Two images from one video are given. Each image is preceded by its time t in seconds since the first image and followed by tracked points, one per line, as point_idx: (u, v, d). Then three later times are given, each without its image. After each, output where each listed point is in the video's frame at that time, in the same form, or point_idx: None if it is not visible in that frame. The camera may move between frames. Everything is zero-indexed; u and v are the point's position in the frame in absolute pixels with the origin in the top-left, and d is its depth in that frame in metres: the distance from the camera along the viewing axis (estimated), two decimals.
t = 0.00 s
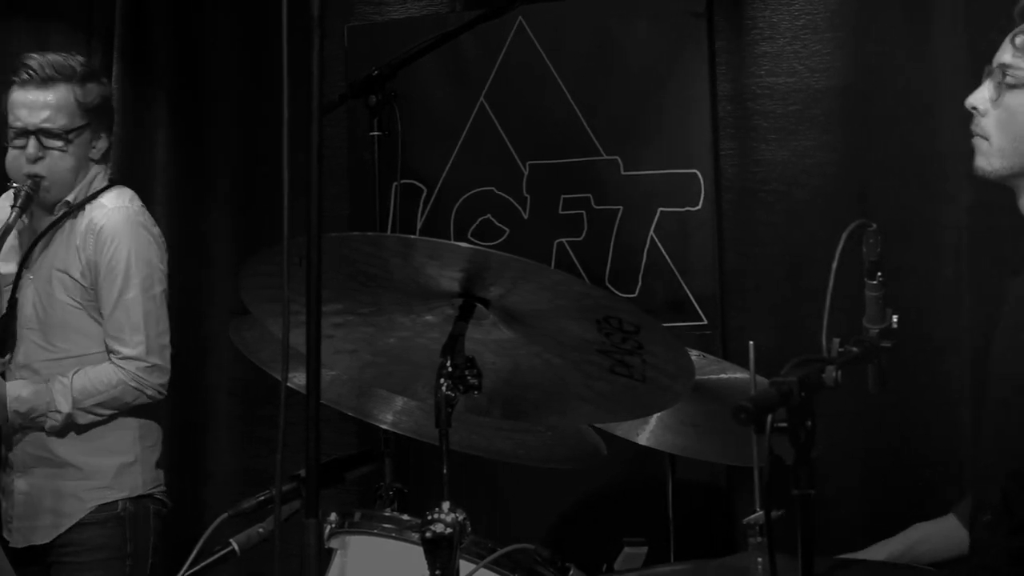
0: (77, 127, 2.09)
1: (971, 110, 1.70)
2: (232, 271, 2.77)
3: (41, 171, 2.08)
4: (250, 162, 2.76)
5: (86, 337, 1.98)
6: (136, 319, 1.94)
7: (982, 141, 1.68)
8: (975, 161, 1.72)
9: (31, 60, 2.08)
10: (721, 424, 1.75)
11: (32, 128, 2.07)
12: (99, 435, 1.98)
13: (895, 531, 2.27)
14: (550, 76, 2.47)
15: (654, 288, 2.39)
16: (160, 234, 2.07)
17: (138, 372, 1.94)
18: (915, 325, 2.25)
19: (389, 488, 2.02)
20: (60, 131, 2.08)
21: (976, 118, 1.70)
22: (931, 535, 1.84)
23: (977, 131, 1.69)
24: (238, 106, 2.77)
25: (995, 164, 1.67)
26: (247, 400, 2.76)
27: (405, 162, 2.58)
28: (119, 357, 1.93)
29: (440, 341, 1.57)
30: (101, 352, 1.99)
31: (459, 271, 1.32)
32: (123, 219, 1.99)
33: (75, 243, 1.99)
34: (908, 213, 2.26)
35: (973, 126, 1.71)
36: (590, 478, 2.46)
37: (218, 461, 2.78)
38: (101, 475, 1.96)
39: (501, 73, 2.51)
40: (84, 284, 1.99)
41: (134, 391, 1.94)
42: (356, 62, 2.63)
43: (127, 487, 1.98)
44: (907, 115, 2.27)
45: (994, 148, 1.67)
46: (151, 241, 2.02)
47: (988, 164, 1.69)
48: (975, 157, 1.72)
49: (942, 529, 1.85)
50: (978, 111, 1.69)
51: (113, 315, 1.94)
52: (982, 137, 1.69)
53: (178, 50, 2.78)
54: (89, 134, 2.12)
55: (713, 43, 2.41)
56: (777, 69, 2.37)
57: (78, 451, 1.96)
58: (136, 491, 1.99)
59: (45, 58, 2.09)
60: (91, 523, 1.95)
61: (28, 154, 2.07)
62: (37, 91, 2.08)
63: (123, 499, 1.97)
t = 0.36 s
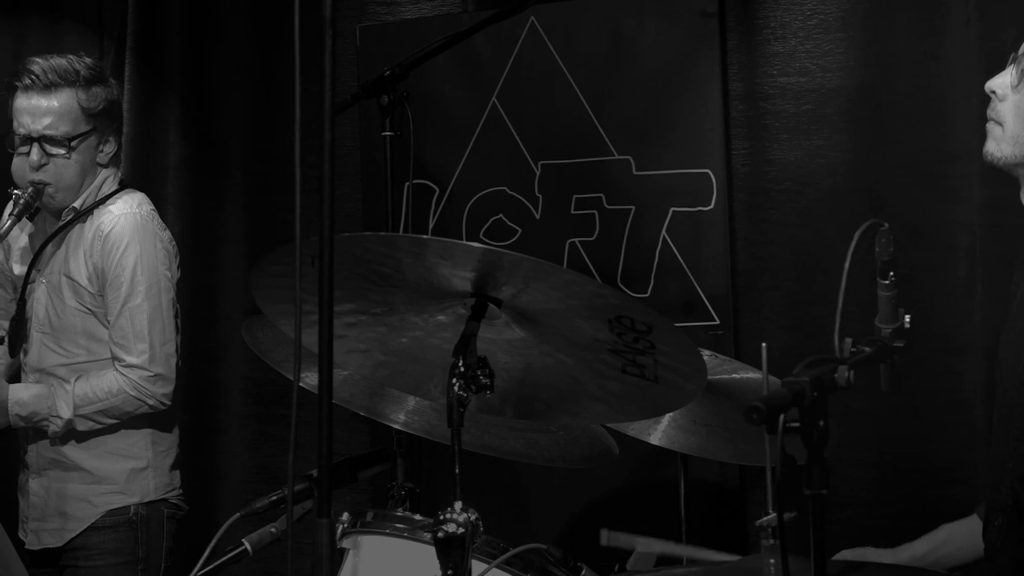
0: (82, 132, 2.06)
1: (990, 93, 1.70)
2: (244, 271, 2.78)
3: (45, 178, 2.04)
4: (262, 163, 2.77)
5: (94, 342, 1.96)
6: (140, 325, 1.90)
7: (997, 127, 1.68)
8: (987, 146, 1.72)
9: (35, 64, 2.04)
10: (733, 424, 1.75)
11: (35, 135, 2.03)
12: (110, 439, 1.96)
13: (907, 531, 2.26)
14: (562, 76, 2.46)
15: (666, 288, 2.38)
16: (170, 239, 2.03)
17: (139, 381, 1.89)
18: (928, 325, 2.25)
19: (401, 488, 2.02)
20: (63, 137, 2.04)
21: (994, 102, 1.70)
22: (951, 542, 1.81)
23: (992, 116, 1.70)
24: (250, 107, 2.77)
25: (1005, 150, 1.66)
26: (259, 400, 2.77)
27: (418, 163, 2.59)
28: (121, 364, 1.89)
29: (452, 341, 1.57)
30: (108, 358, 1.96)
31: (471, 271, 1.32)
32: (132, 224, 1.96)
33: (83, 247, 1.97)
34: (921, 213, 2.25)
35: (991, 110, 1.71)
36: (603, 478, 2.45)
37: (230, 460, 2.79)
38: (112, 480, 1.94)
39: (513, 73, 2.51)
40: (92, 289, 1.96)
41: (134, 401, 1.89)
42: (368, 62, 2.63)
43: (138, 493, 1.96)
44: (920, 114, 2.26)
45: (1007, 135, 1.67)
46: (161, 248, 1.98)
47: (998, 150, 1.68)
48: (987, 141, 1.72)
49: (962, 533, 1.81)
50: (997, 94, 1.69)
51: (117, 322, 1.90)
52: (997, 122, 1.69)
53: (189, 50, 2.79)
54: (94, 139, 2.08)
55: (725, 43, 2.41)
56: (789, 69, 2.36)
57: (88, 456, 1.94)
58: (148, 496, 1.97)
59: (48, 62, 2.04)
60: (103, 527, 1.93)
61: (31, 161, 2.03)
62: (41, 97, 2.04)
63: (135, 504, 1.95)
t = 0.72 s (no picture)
0: (72, 136, 2.02)
1: (990, 105, 1.65)
2: (257, 271, 2.78)
3: (41, 185, 2.01)
4: (275, 164, 2.78)
5: (107, 344, 1.93)
6: (155, 321, 1.88)
7: (1002, 138, 1.64)
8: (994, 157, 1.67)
9: (19, 73, 1.99)
10: (746, 425, 1.75)
11: (27, 143, 1.99)
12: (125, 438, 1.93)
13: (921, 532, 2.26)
14: (575, 76, 2.46)
15: (680, 288, 2.38)
16: (174, 232, 2.00)
17: (158, 376, 1.87)
18: (942, 325, 2.24)
19: (414, 488, 2.02)
20: (54, 143, 2.01)
21: (995, 113, 1.65)
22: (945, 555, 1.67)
23: (995, 126, 1.65)
24: (264, 108, 2.78)
25: (1013, 161, 1.62)
26: (273, 400, 2.77)
27: (430, 163, 2.59)
28: (140, 361, 1.87)
29: (465, 341, 1.57)
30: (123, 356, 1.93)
31: (484, 271, 1.32)
32: (135, 221, 1.93)
33: (88, 249, 1.93)
34: (935, 213, 2.24)
35: (992, 121, 1.66)
36: (616, 478, 2.45)
37: (245, 459, 2.79)
38: (127, 479, 1.91)
39: (526, 73, 2.50)
40: (101, 289, 1.93)
41: (156, 396, 1.87)
42: (380, 62, 2.63)
43: (152, 492, 1.94)
44: (934, 113, 2.25)
45: (1013, 146, 1.62)
46: (166, 242, 1.95)
47: (1007, 161, 1.64)
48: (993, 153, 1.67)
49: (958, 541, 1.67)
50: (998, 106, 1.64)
51: (131, 319, 1.87)
52: (1001, 133, 1.64)
53: (203, 53, 2.80)
54: (86, 142, 2.04)
55: (739, 42, 2.40)
56: (803, 69, 2.35)
57: (102, 456, 1.92)
58: (162, 496, 1.94)
59: (32, 69, 2.00)
60: (117, 527, 1.91)
61: (25, 170, 2.00)
62: (29, 105, 2.01)
63: (148, 504, 1.93)
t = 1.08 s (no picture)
0: (66, 137, 1.98)
1: (986, 117, 1.63)
2: (271, 272, 2.79)
3: (38, 186, 1.98)
4: (289, 164, 2.78)
5: (124, 337, 1.91)
6: (182, 305, 1.87)
7: (1000, 150, 1.62)
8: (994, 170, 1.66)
9: (12, 77, 1.97)
10: (761, 425, 1.74)
11: (22, 145, 1.96)
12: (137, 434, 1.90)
13: (936, 533, 2.24)
14: (589, 76, 2.46)
15: (694, 288, 2.37)
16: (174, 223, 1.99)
17: (195, 354, 1.87)
18: (957, 325, 2.23)
19: (428, 488, 2.02)
20: (48, 144, 1.97)
21: (991, 125, 1.62)
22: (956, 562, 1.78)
23: (992, 138, 1.63)
24: (278, 109, 2.79)
25: (1012, 172, 1.61)
26: (287, 400, 2.78)
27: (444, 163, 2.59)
28: (170, 345, 1.86)
29: (479, 341, 1.57)
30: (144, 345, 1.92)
31: (499, 271, 1.32)
32: (136, 216, 1.90)
33: (95, 245, 1.90)
34: (950, 212, 2.23)
35: (989, 133, 1.64)
36: (630, 479, 2.45)
37: (259, 459, 2.80)
38: (142, 475, 1.88)
39: (540, 73, 2.50)
40: (108, 286, 1.90)
41: (192, 374, 1.87)
42: (394, 62, 2.64)
43: (167, 487, 1.90)
44: (949, 112, 2.24)
45: (1011, 157, 1.61)
46: (169, 233, 1.93)
47: (1006, 172, 1.63)
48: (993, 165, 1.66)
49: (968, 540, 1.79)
50: (994, 117, 1.61)
51: (157, 305, 1.86)
52: (999, 144, 1.63)
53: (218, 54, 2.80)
54: (81, 142, 2.01)
55: (753, 43, 2.40)
56: (817, 69, 2.35)
57: (114, 453, 1.88)
58: (177, 490, 1.91)
59: (26, 72, 1.98)
60: (130, 525, 1.86)
61: (21, 172, 1.97)
62: (22, 108, 1.97)
63: (162, 500, 1.89)
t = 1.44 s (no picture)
0: (57, 131, 1.99)
1: (989, 114, 1.63)
2: (282, 272, 2.80)
3: (31, 180, 1.99)
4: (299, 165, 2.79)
5: (131, 326, 1.92)
6: (186, 289, 1.89)
7: (1003, 146, 1.62)
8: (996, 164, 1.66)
9: (7, 76, 2.00)
10: (772, 425, 1.74)
11: (13, 140, 1.96)
12: (138, 425, 1.90)
13: (947, 533, 2.23)
14: (599, 76, 2.46)
15: (704, 287, 2.36)
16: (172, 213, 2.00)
17: (202, 337, 1.89)
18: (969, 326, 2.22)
19: (438, 488, 2.02)
20: (39, 138, 1.97)
21: (995, 122, 1.62)
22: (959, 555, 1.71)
23: (995, 135, 1.63)
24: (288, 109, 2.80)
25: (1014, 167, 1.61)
26: (298, 400, 2.79)
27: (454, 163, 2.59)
28: (176, 330, 1.87)
29: (489, 341, 1.57)
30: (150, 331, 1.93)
31: (509, 271, 1.32)
32: (138, 205, 1.92)
33: (96, 238, 1.91)
34: (961, 212, 2.22)
35: (992, 129, 1.64)
36: (640, 479, 2.44)
37: (270, 459, 2.81)
38: (148, 468, 1.88)
39: (550, 73, 2.50)
40: (112, 277, 1.91)
41: (201, 355, 1.89)
42: (404, 62, 2.64)
43: (176, 476, 1.90)
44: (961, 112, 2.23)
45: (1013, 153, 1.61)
46: (171, 220, 1.95)
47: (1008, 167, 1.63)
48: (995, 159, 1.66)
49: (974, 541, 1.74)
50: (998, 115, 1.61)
51: (162, 292, 1.87)
52: (1001, 142, 1.62)
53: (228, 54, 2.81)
54: (72, 138, 2.01)
55: (763, 43, 2.40)
56: (827, 68, 2.34)
57: (121, 446, 1.88)
58: (186, 479, 1.91)
59: (19, 72, 2.01)
60: (135, 522, 1.86)
61: (13, 167, 1.97)
62: (13, 103, 1.97)
63: (170, 492, 1.89)
